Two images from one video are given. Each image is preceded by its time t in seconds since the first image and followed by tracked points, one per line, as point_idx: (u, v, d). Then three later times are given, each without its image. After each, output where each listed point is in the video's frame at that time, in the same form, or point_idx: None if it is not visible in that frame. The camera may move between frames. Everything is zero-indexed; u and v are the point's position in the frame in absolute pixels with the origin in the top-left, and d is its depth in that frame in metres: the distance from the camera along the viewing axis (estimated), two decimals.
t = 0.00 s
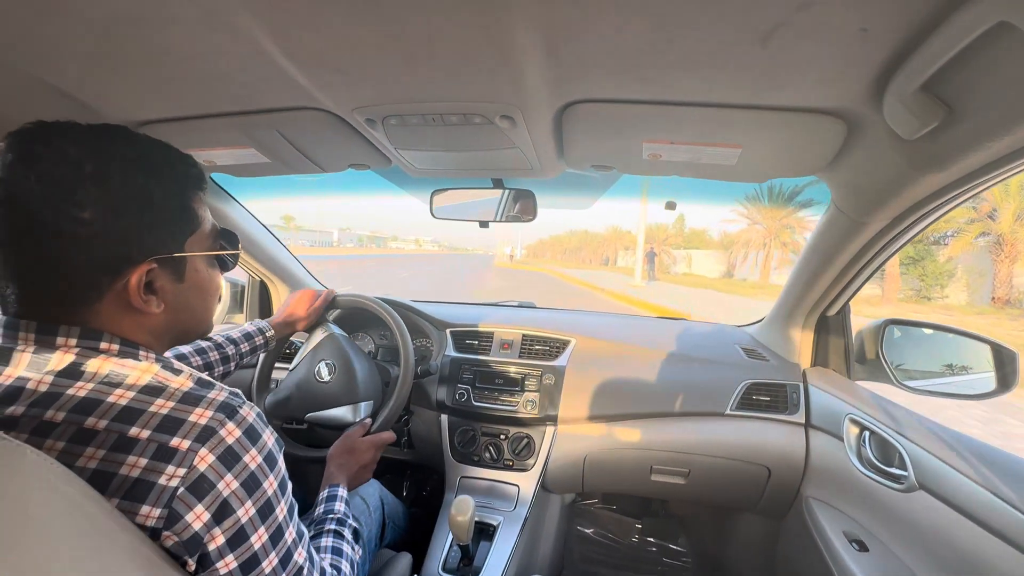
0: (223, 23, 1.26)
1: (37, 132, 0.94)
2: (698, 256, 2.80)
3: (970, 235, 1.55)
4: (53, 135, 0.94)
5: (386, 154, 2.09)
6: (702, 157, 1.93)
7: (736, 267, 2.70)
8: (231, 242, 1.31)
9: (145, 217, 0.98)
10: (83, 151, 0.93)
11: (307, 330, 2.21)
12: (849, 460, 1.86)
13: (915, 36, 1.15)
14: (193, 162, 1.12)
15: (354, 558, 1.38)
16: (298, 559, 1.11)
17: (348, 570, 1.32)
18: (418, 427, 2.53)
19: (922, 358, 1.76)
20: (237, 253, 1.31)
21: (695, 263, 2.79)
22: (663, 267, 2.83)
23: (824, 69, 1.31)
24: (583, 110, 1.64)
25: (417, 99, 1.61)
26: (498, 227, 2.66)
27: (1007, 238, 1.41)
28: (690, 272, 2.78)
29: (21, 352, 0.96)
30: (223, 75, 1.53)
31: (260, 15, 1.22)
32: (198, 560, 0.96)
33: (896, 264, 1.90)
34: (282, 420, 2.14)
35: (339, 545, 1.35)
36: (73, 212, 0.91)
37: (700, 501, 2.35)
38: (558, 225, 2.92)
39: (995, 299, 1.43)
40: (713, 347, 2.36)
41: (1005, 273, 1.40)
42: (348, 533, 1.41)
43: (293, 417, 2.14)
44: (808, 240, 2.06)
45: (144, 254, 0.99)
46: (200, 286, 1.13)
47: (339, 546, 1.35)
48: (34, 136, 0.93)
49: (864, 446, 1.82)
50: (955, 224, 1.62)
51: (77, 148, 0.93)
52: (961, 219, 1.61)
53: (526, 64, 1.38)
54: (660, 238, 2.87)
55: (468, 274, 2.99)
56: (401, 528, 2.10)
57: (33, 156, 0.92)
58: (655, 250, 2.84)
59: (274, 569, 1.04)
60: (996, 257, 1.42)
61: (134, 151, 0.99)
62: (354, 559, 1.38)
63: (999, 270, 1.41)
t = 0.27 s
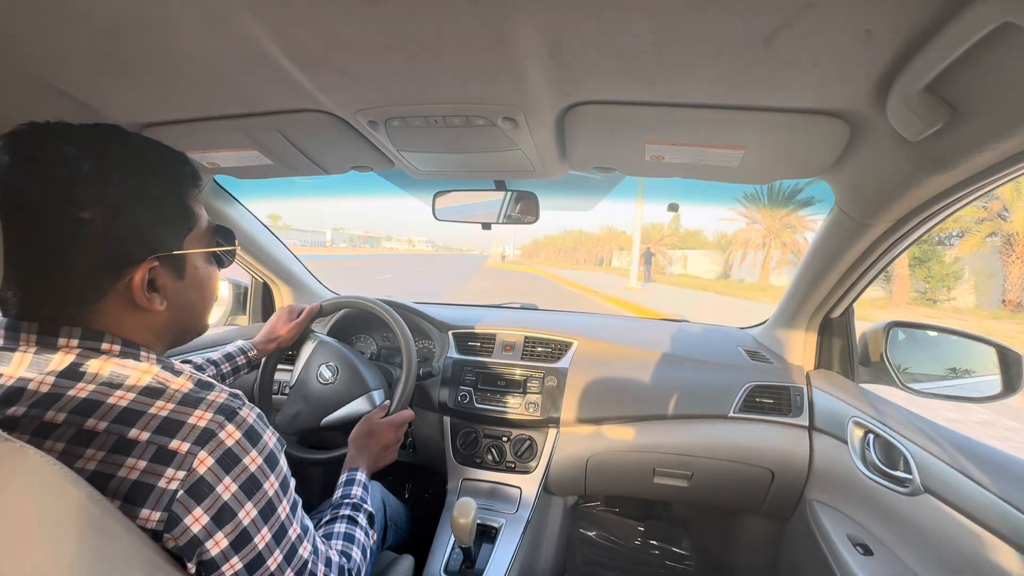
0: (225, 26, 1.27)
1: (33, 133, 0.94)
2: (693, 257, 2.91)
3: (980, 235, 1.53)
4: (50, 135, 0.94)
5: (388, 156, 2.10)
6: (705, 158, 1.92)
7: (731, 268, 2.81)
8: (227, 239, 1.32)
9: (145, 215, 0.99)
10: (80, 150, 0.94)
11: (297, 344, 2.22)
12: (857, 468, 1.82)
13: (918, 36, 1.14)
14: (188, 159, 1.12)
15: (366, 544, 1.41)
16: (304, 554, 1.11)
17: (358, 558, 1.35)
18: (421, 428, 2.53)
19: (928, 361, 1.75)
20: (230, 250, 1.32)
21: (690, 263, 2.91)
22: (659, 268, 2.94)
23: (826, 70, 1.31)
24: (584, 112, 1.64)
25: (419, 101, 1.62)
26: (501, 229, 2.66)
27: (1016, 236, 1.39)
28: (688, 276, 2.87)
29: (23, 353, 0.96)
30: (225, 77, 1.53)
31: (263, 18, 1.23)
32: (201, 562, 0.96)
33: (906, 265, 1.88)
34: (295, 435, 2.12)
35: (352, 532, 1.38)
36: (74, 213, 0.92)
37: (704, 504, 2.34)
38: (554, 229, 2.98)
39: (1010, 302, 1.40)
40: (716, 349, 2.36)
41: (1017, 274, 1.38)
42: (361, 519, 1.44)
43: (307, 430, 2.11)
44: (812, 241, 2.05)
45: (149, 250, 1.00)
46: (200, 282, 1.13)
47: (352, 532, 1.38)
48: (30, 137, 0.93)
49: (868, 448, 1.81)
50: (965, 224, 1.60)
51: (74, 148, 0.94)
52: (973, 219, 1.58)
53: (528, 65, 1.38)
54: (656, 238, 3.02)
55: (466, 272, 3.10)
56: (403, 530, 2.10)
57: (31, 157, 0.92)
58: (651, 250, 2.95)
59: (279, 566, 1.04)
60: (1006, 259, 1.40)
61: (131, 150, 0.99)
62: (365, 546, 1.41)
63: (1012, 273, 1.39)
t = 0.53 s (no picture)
0: (230, 27, 1.27)
1: (42, 133, 0.95)
2: (692, 258, 2.89)
3: (993, 235, 1.47)
4: (60, 135, 0.95)
5: (391, 157, 2.10)
6: (707, 160, 1.92)
7: (731, 269, 2.76)
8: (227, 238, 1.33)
9: (154, 215, 1.00)
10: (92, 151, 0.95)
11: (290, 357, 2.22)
12: (858, 469, 1.82)
13: (922, 38, 1.14)
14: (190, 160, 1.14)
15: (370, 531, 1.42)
16: (308, 545, 1.13)
17: (360, 545, 1.35)
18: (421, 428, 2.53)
19: (930, 364, 1.74)
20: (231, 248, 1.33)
21: (689, 265, 2.89)
22: (657, 270, 2.96)
23: (829, 72, 1.31)
24: (587, 113, 1.64)
25: (421, 102, 1.62)
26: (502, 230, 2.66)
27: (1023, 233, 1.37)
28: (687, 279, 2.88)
29: (30, 351, 0.97)
30: (230, 78, 1.54)
31: (267, 19, 1.23)
32: (209, 565, 0.96)
33: (919, 269, 1.82)
34: (314, 444, 2.11)
35: (354, 519, 1.39)
36: (85, 211, 0.93)
37: (705, 505, 2.33)
38: (552, 230, 3.03)
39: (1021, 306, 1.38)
40: (718, 351, 2.36)
41: None
42: (365, 506, 1.44)
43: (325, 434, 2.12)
44: (815, 243, 2.04)
45: (159, 249, 1.02)
46: (205, 280, 1.16)
47: (355, 520, 1.39)
48: (40, 137, 0.94)
49: (870, 451, 1.80)
50: (977, 224, 1.55)
51: (85, 148, 0.95)
52: (985, 219, 1.52)
53: (531, 67, 1.38)
54: (654, 239, 3.02)
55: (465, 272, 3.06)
56: (404, 531, 2.10)
57: (41, 157, 0.93)
58: (648, 250, 2.95)
59: (285, 560, 1.06)
60: (1021, 259, 1.36)
61: (139, 152, 1.01)
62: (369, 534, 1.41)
63: None
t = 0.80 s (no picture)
0: (232, 30, 1.28)
1: (50, 139, 0.97)
2: (693, 261, 2.84)
3: (1017, 235, 1.41)
4: (68, 141, 0.97)
5: (393, 158, 2.11)
6: (708, 160, 1.93)
7: (734, 271, 2.66)
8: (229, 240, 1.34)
9: (160, 218, 1.03)
10: (100, 156, 0.98)
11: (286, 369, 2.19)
12: (860, 469, 1.83)
13: (923, 38, 1.14)
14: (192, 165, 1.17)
15: (382, 509, 1.48)
16: (314, 532, 1.15)
17: (372, 522, 1.41)
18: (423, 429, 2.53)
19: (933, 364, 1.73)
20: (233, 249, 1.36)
21: (689, 267, 2.85)
22: (658, 271, 2.96)
23: (831, 72, 1.31)
24: (588, 114, 1.65)
25: (423, 103, 1.62)
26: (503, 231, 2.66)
27: None
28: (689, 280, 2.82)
29: (32, 353, 0.97)
30: (232, 80, 1.54)
31: (269, 22, 1.24)
32: (214, 559, 0.98)
33: (940, 270, 1.71)
34: (337, 445, 2.08)
35: (366, 497, 1.45)
36: (94, 214, 0.95)
37: (708, 506, 2.33)
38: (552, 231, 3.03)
39: None
40: (720, 352, 2.36)
41: None
42: (377, 484, 1.51)
43: (344, 433, 2.09)
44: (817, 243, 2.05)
45: (165, 251, 1.04)
46: (208, 281, 1.18)
47: (367, 497, 1.45)
48: (49, 143, 0.96)
49: (873, 452, 1.80)
50: (996, 222, 1.49)
51: (93, 153, 0.97)
52: (1007, 217, 1.46)
53: (532, 68, 1.38)
54: (654, 240, 3.04)
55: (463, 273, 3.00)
56: (406, 531, 2.10)
57: (50, 162, 0.95)
58: (649, 251, 2.99)
59: (291, 549, 1.08)
60: None
61: (146, 157, 1.04)
62: (381, 511, 1.47)
63: None
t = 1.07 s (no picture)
0: (235, 29, 1.28)
1: (52, 134, 0.97)
2: (697, 262, 2.68)
3: None
4: (71, 136, 0.98)
5: (394, 157, 2.11)
6: (709, 159, 1.92)
7: (741, 272, 2.55)
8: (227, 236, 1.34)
9: (164, 211, 1.04)
10: (104, 150, 0.98)
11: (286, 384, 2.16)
12: (861, 469, 1.83)
13: (927, 37, 1.14)
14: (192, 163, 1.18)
15: (398, 468, 1.49)
16: (327, 502, 1.16)
17: (387, 482, 1.42)
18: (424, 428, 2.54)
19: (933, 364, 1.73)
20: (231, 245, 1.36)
21: (693, 267, 2.68)
22: (661, 272, 2.75)
23: (834, 72, 1.31)
24: (590, 113, 1.64)
25: (425, 102, 1.62)
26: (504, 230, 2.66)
27: None
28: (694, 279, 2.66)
29: (33, 350, 0.97)
30: (235, 79, 1.55)
31: (272, 21, 1.24)
32: (226, 540, 0.99)
33: (966, 269, 1.57)
34: (360, 435, 2.13)
35: (380, 459, 1.46)
36: (99, 207, 0.95)
37: (708, 506, 2.33)
38: (552, 229, 3.07)
39: None
40: (721, 351, 2.35)
41: None
42: (390, 448, 1.51)
43: (363, 424, 2.12)
44: (817, 242, 2.06)
45: (168, 246, 1.04)
46: (209, 276, 1.18)
47: (380, 460, 1.46)
48: (51, 138, 0.97)
49: (874, 451, 1.80)
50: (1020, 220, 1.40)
51: (97, 147, 0.98)
52: None
53: (534, 67, 1.38)
54: (656, 239, 2.84)
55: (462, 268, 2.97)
56: (407, 529, 2.10)
57: (53, 157, 0.95)
58: (648, 251, 2.82)
59: (305, 521, 1.09)
60: None
61: (149, 151, 1.05)
62: (397, 471, 1.48)
63: None
